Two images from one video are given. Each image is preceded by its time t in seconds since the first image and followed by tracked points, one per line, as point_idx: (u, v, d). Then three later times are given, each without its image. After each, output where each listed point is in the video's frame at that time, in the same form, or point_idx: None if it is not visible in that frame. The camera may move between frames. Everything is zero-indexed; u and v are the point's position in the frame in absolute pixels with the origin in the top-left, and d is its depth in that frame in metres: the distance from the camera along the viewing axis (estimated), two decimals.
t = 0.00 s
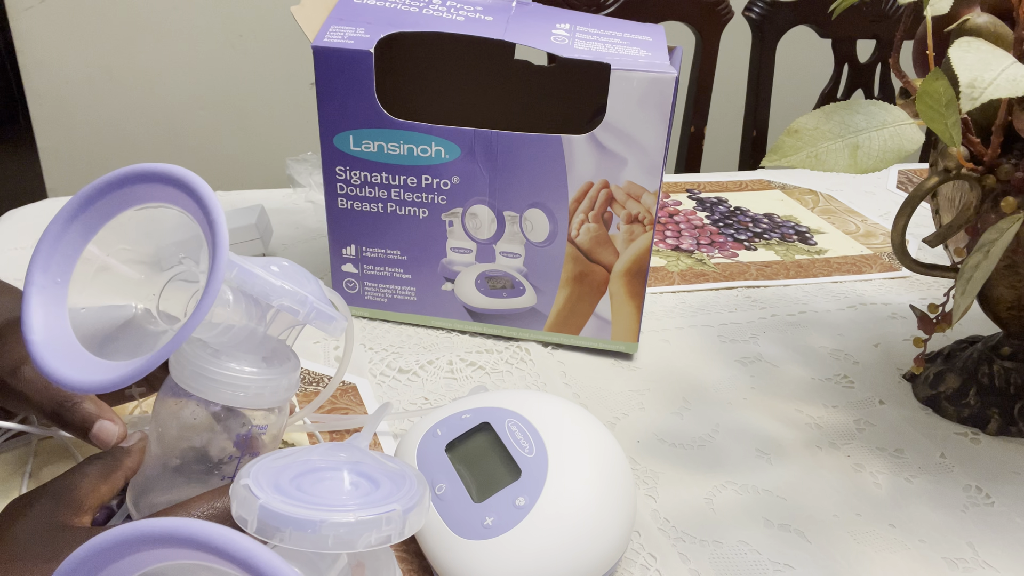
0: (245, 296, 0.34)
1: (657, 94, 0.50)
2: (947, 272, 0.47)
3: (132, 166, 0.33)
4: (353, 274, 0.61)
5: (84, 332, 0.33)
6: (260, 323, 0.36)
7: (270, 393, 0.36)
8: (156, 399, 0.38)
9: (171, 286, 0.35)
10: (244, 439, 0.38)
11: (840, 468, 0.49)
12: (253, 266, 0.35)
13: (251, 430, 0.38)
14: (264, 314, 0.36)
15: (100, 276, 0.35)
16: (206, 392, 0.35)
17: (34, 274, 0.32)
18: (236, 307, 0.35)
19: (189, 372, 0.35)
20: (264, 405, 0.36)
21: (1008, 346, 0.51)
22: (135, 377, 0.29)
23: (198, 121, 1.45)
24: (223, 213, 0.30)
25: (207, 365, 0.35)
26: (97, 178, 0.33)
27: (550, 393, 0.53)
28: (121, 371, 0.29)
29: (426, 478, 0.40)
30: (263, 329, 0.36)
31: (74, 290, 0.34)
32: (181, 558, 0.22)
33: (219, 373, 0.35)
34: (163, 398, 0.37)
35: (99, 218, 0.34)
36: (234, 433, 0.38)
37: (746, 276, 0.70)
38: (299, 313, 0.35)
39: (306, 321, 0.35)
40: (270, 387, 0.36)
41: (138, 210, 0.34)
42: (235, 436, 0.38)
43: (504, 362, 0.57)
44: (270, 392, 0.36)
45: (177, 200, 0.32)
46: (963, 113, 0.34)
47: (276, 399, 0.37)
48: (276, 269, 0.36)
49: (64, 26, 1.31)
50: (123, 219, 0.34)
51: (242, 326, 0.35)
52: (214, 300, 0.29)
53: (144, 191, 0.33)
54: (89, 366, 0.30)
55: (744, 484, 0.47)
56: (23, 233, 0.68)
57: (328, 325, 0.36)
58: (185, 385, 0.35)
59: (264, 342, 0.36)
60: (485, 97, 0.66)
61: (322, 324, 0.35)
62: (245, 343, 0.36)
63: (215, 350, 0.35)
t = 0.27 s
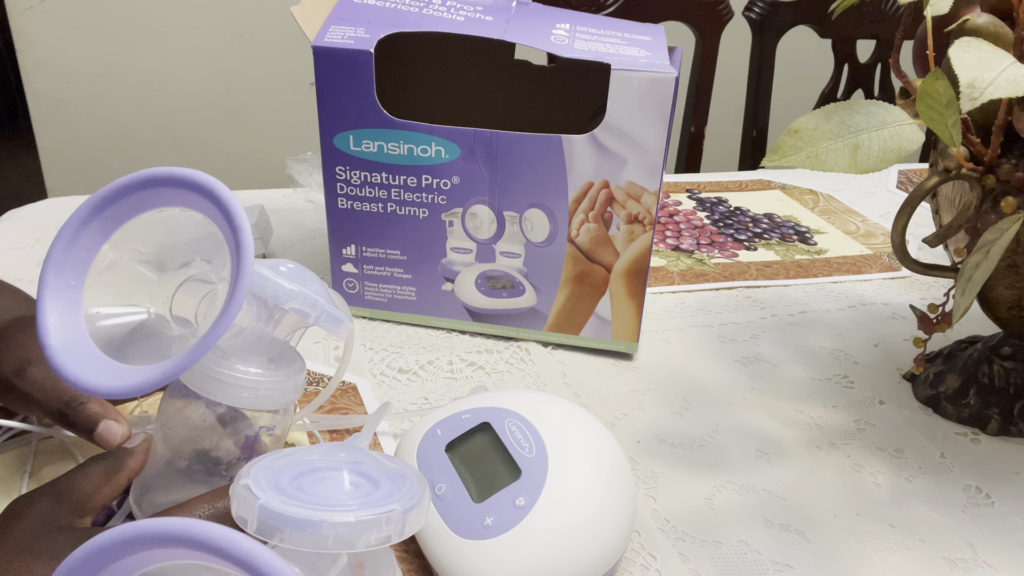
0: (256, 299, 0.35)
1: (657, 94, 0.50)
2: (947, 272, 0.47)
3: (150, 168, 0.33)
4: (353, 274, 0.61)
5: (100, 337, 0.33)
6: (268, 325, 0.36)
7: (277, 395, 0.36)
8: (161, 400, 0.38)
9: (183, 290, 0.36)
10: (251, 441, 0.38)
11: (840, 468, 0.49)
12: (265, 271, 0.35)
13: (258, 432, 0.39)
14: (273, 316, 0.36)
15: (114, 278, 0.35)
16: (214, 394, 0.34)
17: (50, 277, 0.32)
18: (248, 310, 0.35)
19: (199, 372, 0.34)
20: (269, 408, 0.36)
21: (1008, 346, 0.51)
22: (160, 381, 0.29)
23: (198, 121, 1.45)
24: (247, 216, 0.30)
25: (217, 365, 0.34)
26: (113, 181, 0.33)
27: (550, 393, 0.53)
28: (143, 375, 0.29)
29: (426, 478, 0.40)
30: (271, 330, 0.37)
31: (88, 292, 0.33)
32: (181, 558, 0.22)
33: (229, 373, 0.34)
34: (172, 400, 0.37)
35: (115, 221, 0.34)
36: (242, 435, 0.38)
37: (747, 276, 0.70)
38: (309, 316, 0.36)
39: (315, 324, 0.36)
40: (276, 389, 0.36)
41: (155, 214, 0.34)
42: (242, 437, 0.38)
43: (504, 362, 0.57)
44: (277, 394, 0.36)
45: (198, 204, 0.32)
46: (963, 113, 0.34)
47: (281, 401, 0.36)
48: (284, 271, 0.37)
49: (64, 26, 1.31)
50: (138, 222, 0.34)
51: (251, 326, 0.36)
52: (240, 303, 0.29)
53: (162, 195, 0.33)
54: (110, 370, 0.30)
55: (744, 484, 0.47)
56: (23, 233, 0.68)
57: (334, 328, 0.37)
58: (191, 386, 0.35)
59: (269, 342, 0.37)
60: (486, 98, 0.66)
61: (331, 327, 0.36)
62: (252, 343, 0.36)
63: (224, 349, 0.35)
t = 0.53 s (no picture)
0: (257, 298, 0.35)
1: (657, 94, 0.50)
2: (947, 272, 0.47)
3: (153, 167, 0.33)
4: (353, 274, 0.61)
5: (102, 335, 0.33)
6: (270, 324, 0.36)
7: (278, 395, 0.36)
8: (162, 400, 0.38)
9: (184, 289, 0.36)
10: (251, 441, 0.38)
11: (840, 468, 0.49)
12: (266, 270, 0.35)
13: (258, 431, 0.38)
14: (274, 315, 0.36)
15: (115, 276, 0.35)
16: (215, 393, 0.35)
17: (52, 275, 0.32)
18: (249, 310, 0.35)
19: (200, 372, 0.34)
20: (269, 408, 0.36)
21: (1008, 346, 0.51)
22: (160, 380, 0.29)
23: (198, 121, 1.45)
24: (251, 216, 0.30)
25: (218, 364, 0.34)
26: (116, 180, 0.33)
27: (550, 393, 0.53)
28: (144, 373, 0.29)
29: (427, 478, 0.40)
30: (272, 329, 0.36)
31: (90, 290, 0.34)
32: (180, 558, 0.22)
33: (229, 372, 0.35)
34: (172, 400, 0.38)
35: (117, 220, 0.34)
36: (242, 434, 0.38)
37: (746, 276, 0.70)
38: (310, 315, 0.35)
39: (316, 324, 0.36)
40: (277, 388, 0.36)
41: (158, 212, 0.34)
42: (243, 436, 0.38)
43: (504, 362, 0.57)
44: (277, 393, 0.36)
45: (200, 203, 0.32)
46: (963, 113, 0.34)
47: (282, 400, 0.36)
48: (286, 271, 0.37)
49: (64, 26, 1.31)
50: (141, 220, 0.34)
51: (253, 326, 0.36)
52: (242, 302, 0.29)
53: (165, 194, 0.33)
54: (110, 368, 0.30)
55: (744, 484, 0.47)
56: (22, 233, 0.68)
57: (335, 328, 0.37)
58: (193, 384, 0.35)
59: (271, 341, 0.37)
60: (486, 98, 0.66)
61: (332, 327, 0.36)
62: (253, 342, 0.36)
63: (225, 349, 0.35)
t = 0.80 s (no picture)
0: (254, 295, 0.35)
1: (657, 94, 0.50)
2: (947, 272, 0.47)
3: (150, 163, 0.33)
4: (353, 274, 0.61)
5: (98, 331, 0.33)
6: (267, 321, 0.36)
7: (275, 392, 0.36)
8: (160, 399, 0.38)
9: (181, 286, 0.36)
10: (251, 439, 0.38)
11: (840, 468, 0.49)
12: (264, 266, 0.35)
13: (257, 429, 0.38)
14: (271, 313, 0.36)
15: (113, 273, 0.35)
16: (211, 389, 0.35)
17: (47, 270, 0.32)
18: (246, 308, 0.35)
19: (196, 368, 0.34)
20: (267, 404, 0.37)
21: (1008, 346, 0.51)
22: (159, 373, 0.29)
23: (198, 121, 1.45)
24: (246, 212, 0.30)
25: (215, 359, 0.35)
26: (113, 176, 0.33)
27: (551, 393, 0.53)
28: (137, 368, 0.29)
29: (427, 478, 0.40)
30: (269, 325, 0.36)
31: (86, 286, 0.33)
32: (180, 558, 0.22)
33: (227, 369, 0.35)
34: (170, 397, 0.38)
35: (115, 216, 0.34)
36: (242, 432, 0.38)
37: (747, 276, 0.70)
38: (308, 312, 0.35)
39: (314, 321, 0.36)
40: (275, 385, 0.36)
41: (156, 208, 0.34)
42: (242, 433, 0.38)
43: (504, 362, 0.57)
44: (274, 390, 0.36)
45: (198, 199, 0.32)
46: (963, 114, 0.34)
47: (280, 396, 0.37)
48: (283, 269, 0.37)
49: (64, 26, 1.31)
50: (139, 216, 0.34)
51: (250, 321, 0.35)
52: (237, 296, 0.29)
53: (165, 189, 0.33)
54: (106, 362, 0.30)
55: (744, 484, 0.47)
56: (22, 233, 0.68)
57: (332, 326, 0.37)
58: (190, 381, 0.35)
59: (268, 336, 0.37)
60: (485, 98, 0.66)
61: (330, 324, 0.36)
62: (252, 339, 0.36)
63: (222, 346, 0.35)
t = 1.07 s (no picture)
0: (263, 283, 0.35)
1: (657, 94, 0.50)
2: (947, 272, 0.47)
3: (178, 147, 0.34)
4: (353, 274, 0.61)
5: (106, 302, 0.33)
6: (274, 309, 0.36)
7: (274, 379, 0.36)
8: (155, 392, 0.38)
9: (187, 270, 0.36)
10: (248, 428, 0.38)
11: (840, 468, 0.49)
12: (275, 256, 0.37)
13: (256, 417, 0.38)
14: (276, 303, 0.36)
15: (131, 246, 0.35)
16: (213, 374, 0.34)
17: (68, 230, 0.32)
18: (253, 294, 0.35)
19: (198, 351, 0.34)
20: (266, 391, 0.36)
21: (1008, 346, 0.51)
22: (164, 348, 0.29)
23: (198, 121, 1.45)
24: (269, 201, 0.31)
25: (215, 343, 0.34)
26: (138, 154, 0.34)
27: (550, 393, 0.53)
28: (145, 341, 0.30)
29: (427, 478, 0.40)
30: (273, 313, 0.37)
31: (102, 254, 0.34)
32: (180, 558, 0.22)
33: (229, 353, 0.34)
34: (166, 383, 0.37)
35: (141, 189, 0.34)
36: (240, 419, 0.37)
37: (746, 276, 0.70)
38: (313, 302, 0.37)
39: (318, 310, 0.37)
40: (275, 371, 0.35)
41: (183, 186, 0.34)
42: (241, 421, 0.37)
43: (504, 362, 0.57)
44: (274, 377, 0.36)
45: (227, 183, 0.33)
46: (962, 114, 0.34)
47: (279, 384, 0.36)
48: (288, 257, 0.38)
49: (64, 25, 1.31)
50: (165, 193, 0.35)
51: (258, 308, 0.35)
52: (252, 282, 0.29)
53: (195, 169, 0.33)
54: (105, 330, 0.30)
55: (744, 484, 0.47)
56: (22, 233, 0.68)
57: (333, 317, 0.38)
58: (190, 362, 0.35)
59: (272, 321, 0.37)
60: (485, 98, 0.66)
61: (332, 315, 0.38)
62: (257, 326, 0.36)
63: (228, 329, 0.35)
